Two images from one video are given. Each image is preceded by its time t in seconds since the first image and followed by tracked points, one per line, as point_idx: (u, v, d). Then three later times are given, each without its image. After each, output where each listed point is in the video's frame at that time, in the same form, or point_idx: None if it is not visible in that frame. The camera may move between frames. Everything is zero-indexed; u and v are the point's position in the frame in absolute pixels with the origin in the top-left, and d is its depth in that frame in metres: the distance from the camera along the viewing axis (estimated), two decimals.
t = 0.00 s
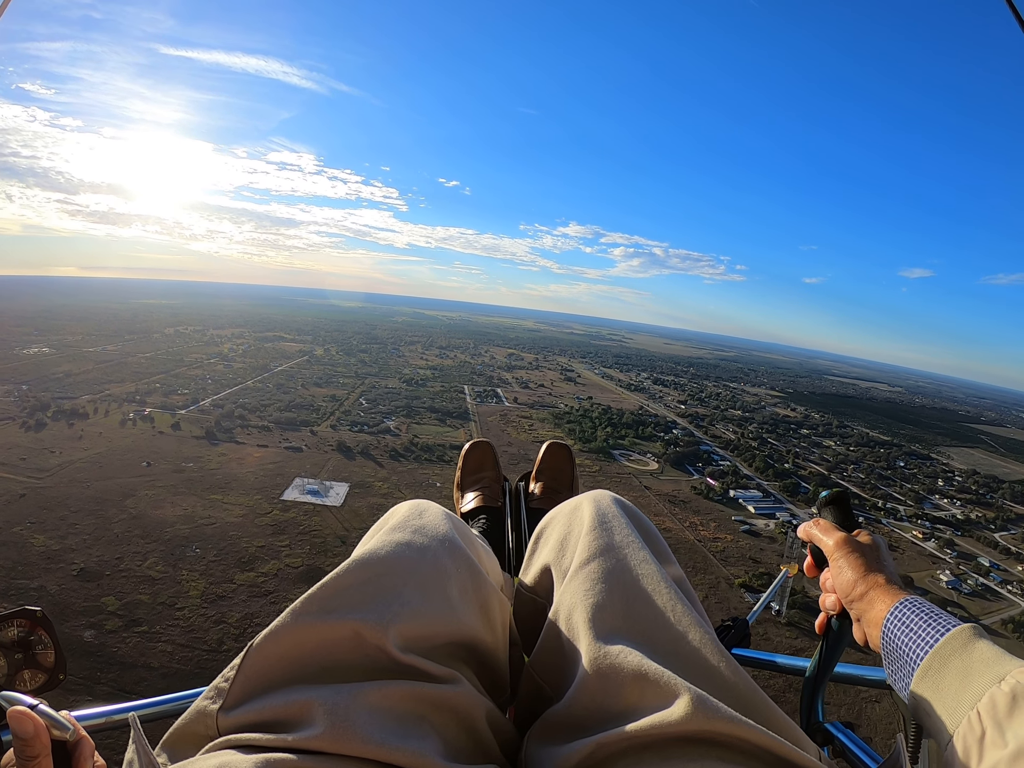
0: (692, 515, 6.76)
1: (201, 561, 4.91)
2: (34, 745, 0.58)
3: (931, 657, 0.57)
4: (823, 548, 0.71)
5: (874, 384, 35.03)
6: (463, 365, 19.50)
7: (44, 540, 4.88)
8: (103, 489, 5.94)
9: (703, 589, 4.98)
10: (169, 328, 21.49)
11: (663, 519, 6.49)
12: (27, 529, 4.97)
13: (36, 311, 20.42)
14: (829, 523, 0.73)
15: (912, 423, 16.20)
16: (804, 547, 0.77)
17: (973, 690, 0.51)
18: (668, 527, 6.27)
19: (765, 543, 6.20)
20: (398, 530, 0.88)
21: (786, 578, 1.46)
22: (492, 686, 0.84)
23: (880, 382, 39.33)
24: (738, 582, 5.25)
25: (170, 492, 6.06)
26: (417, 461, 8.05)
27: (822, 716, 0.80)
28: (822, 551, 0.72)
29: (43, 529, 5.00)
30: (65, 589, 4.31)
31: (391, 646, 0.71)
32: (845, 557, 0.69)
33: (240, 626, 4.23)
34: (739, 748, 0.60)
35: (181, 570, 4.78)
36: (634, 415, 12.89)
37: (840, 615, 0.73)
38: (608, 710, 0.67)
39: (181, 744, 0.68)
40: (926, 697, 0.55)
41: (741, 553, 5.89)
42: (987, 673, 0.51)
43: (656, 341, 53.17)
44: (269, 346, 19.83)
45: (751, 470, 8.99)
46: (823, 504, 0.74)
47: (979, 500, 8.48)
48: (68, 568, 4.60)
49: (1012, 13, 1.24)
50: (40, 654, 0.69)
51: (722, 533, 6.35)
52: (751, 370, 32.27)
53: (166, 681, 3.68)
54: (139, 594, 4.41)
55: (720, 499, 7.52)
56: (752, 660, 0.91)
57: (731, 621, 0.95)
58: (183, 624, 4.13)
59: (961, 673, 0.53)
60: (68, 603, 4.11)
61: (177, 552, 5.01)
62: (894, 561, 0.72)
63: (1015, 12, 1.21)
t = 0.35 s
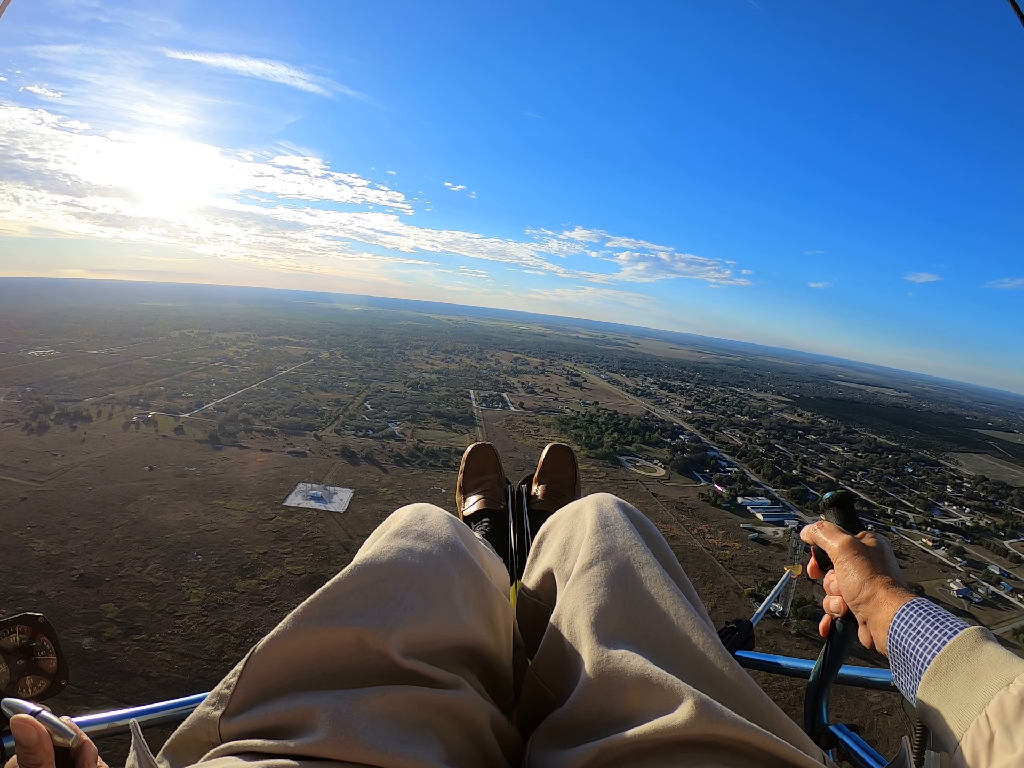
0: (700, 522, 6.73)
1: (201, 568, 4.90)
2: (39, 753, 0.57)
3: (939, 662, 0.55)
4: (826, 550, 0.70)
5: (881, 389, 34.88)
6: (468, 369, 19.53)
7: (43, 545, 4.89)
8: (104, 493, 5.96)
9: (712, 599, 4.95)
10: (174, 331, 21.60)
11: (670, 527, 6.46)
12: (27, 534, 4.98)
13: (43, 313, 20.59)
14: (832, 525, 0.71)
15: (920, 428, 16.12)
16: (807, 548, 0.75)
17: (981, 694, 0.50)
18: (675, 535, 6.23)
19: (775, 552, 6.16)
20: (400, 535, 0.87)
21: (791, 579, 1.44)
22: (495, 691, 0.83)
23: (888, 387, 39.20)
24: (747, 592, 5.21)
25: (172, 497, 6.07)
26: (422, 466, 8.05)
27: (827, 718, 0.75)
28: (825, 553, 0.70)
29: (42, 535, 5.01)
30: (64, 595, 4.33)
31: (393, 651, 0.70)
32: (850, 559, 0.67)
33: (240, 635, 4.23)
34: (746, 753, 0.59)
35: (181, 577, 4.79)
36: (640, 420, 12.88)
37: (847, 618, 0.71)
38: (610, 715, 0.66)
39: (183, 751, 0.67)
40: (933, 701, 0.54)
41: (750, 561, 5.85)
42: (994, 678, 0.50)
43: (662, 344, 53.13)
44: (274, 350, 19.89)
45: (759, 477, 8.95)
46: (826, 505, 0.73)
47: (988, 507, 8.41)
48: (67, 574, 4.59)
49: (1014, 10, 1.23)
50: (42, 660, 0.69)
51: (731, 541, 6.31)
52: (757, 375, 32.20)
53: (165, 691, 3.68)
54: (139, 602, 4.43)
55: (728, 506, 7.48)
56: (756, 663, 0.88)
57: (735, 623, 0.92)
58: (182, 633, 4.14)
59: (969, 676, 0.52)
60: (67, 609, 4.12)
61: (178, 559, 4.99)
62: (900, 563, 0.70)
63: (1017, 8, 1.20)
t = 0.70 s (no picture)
0: (707, 522, 6.72)
1: (203, 567, 4.89)
2: (38, 755, 0.54)
3: (949, 672, 0.54)
4: (833, 555, 0.68)
5: (887, 387, 34.80)
6: (473, 366, 19.53)
7: (43, 543, 4.91)
8: (105, 491, 5.98)
9: (719, 601, 4.94)
10: (178, 327, 21.68)
11: (677, 527, 6.46)
12: (26, 532, 5.00)
13: (49, 310, 20.70)
14: (841, 529, 0.69)
15: (926, 427, 16.08)
16: (815, 552, 0.74)
17: (993, 707, 0.49)
18: (682, 535, 6.23)
19: (782, 553, 6.15)
20: (399, 538, 0.86)
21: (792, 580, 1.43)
22: (496, 697, 0.83)
23: (896, 384, 39.00)
24: (755, 594, 5.19)
25: (173, 495, 6.09)
26: (426, 464, 8.06)
27: (829, 723, 0.73)
28: (832, 558, 0.69)
29: (43, 533, 5.05)
30: (64, 595, 4.30)
31: (392, 656, 0.70)
32: (858, 565, 0.65)
33: (242, 636, 4.20)
34: (748, 761, 0.58)
35: (182, 577, 4.75)
36: (646, 418, 12.85)
37: (852, 625, 0.69)
38: (612, 722, 0.65)
39: (180, 755, 0.66)
40: (943, 711, 0.53)
41: (757, 562, 5.83)
42: (1006, 688, 0.49)
43: (668, 341, 52.97)
44: (279, 345, 19.95)
45: (765, 476, 8.92)
46: (834, 508, 0.70)
47: (996, 507, 8.38)
48: (67, 573, 4.57)
49: None
50: (41, 661, 0.68)
51: (738, 541, 6.29)
52: (764, 372, 32.07)
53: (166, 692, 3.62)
54: (139, 604, 4.38)
55: (735, 505, 7.45)
56: (758, 665, 0.87)
57: (736, 624, 0.91)
58: (183, 634, 4.12)
59: (981, 688, 0.51)
60: (67, 609, 4.12)
61: (177, 556, 5.00)
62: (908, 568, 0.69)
63: None
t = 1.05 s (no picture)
0: (712, 516, 6.73)
1: (204, 562, 4.89)
2: (34, 751, 0.53)
3: (946, 672, 0.54)
4: (832, 554, 0.68)
5: (893, 380, 34.67)
6: (476, 357, 19.52)
7: (41, 540, 4.94)
8: (105, 486, 6.01)
9: (726, 596, 4.95)
10: (179, 319, 21.68)
11: (682, 521, 6.47)
12: (25, 530, 5.04)
13: (51, 302, 20.75)
14: (838, 530, 0.69)
15: (930, 421, 16.07)
16: (811, 552, 0.73)
17: (993, 707, 0.48)
18: (687, 530, 6.24)
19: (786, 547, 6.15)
20: (393, 533, 0.86)
21: (789, 578, 1.42)
22: (489, 693, 0.82)
23: (902, 376, 38.79)
24: (760, 589, 5.20)
25: (174, 490, 6.11)
26: (428, 457, 8.07)
27: (825, 723, 0.73)
28: (830, 558, 0.68)
29: (42, 528, 5.13)
30: (63, 592, 4.32)
31: (386, 652, 0.69)
32: (856, 564, 0.65)
33: (242, 634, 4.13)
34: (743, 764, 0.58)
35: (183, 573, 4.73)
36: (649, 410, 12.81)
37: (848, 624, 0.69)
38: (607, 721, 0.65)
39: (174, 750, 0.67)
40: (941, 713, 0.53)
41: (763, 557, 5.83)
42: (1006, 689, 0.48)
43: (672, 333, 52.80)
44: (280, 336, 19.95)
45: (769, 469, 8.90)
46: (831, 507, 0.70)
47: (1000, 502, 8.38)
48: (65, 570, 4.60)
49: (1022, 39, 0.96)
50: (38, 655, 0.64)
51: (743, 536, 6.29)
52: (769, 365, 31.95)
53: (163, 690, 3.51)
54: (138, 599, 4.34)
55: (740, 499, 7.44)
56: (753, 664, 0.86)
57: (733, 624, 0.90)
58: (183, 632, 4.06)
59: (979, 687, 0.51)
60: (66, 608, 4.11)
61: (176, 549, 5.01)
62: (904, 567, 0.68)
63: None
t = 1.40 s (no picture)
0: (719, 510, 6.73)
1: (205, 561, 4.89)
2: (23, 742, 0.52)
3: (936, 678, 0.53)
4: (823, 557, 0.67)
5: (900, 372, 34.49)
6: (480, 349, 19.49)
7: (41, 539, 4.97)
8: (105, 483, 6.03)
9: (734, 592, 4.94)
10: (180, 313, 21.72)
11: (689, 516, 6.48)
12: (25, 528, 5.08)
13: (52, 298, 20.73)
14: (829, 534, 0.68)
15: (936, 413, 16.02)
16: (803, 554, 0.73)
17: (981, 712, 0.48)
18: (694, 525, 6.25)
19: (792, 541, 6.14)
20: (385, 528, 0.86)
21: (781, 580, 1.41)
22: (479, 690, 0.82)
23: (907, 367, 38.71)
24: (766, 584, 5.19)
25: (175, 487, 6.13)
26: (432, 451, 8.08)
27: (814, 724, 0.73)
28: (821, 561, 0.68)
29: (41, 527, 5.15)
30: (62, 593, 4.33)
31: (377, 646, 0.69)
32: (846, 568, 0.64)
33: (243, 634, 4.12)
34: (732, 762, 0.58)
35: (183, 571, 4.74)
36: (654, 402, 12.77)
37: (838, 628, 0.68)
38: (599, 719, 0.65)
39: (162, 744, 0.66)
40: (931, 718, 0.52)
41: (770, 552, 5.81)
42: (993, 693, 0.48)
43: (677, 325, 52.65)
44: (282, 330, 19.95)
45: (775, 462, 8.88)
46: (824, 510, 0.69)
47: (1006, 495, 8.35)
48: (65, 570, 4.61)
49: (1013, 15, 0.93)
50: (28, 647, 0.63)
51: (749, 530, 6.29)
52: (774, 356, 31.84)
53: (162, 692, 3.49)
54: (138, 599, 4.34)
55: (746, 493, 7.42)
56: (743, 665, 0.86)
57: (724, 624, 0.90)
58: (183, 632, 4.06)
59: (968, 693, 0.50)
60: (65, 608, 4.12)
61: (176, 547, 5.03)
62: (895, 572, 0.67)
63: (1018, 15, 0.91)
